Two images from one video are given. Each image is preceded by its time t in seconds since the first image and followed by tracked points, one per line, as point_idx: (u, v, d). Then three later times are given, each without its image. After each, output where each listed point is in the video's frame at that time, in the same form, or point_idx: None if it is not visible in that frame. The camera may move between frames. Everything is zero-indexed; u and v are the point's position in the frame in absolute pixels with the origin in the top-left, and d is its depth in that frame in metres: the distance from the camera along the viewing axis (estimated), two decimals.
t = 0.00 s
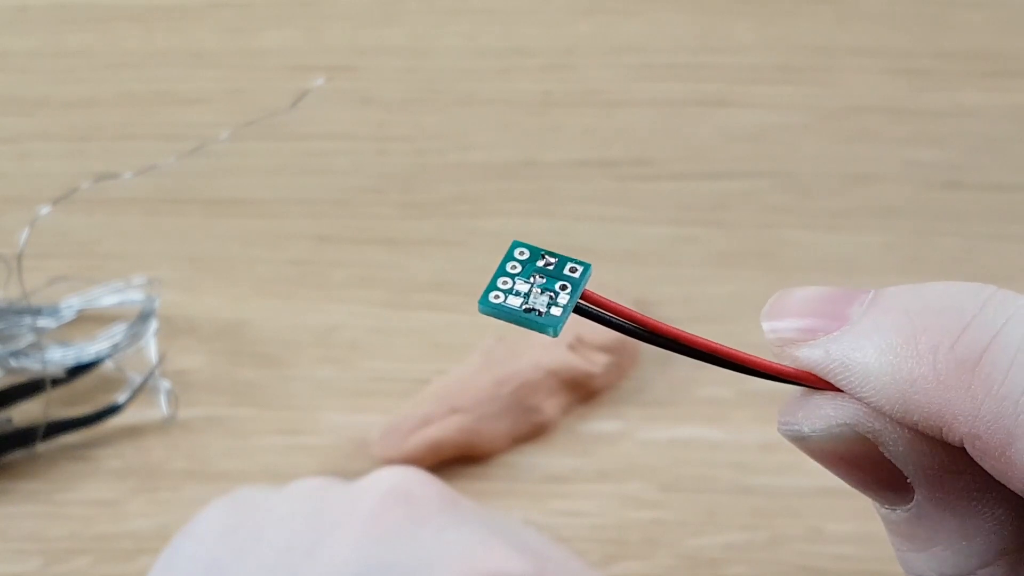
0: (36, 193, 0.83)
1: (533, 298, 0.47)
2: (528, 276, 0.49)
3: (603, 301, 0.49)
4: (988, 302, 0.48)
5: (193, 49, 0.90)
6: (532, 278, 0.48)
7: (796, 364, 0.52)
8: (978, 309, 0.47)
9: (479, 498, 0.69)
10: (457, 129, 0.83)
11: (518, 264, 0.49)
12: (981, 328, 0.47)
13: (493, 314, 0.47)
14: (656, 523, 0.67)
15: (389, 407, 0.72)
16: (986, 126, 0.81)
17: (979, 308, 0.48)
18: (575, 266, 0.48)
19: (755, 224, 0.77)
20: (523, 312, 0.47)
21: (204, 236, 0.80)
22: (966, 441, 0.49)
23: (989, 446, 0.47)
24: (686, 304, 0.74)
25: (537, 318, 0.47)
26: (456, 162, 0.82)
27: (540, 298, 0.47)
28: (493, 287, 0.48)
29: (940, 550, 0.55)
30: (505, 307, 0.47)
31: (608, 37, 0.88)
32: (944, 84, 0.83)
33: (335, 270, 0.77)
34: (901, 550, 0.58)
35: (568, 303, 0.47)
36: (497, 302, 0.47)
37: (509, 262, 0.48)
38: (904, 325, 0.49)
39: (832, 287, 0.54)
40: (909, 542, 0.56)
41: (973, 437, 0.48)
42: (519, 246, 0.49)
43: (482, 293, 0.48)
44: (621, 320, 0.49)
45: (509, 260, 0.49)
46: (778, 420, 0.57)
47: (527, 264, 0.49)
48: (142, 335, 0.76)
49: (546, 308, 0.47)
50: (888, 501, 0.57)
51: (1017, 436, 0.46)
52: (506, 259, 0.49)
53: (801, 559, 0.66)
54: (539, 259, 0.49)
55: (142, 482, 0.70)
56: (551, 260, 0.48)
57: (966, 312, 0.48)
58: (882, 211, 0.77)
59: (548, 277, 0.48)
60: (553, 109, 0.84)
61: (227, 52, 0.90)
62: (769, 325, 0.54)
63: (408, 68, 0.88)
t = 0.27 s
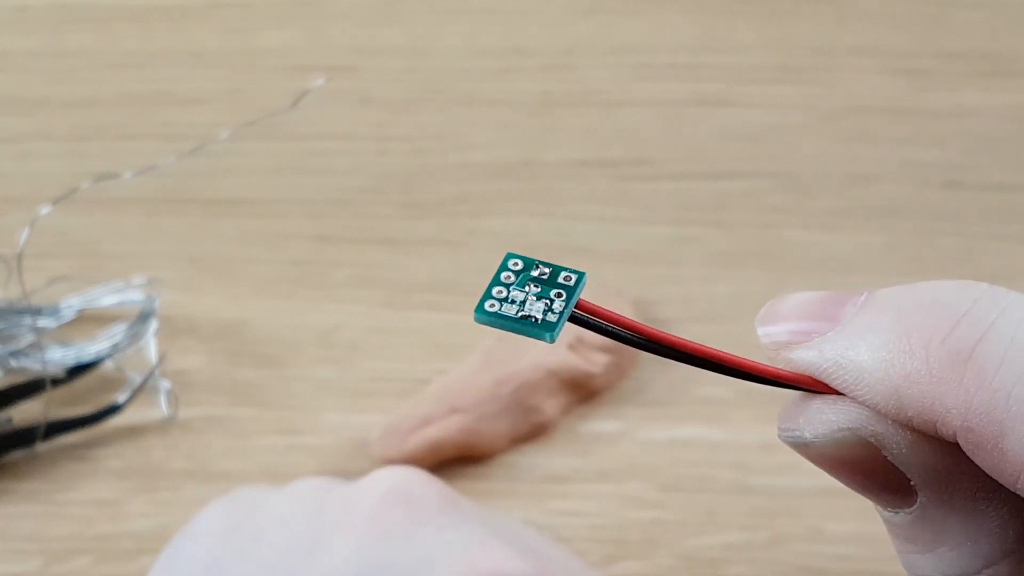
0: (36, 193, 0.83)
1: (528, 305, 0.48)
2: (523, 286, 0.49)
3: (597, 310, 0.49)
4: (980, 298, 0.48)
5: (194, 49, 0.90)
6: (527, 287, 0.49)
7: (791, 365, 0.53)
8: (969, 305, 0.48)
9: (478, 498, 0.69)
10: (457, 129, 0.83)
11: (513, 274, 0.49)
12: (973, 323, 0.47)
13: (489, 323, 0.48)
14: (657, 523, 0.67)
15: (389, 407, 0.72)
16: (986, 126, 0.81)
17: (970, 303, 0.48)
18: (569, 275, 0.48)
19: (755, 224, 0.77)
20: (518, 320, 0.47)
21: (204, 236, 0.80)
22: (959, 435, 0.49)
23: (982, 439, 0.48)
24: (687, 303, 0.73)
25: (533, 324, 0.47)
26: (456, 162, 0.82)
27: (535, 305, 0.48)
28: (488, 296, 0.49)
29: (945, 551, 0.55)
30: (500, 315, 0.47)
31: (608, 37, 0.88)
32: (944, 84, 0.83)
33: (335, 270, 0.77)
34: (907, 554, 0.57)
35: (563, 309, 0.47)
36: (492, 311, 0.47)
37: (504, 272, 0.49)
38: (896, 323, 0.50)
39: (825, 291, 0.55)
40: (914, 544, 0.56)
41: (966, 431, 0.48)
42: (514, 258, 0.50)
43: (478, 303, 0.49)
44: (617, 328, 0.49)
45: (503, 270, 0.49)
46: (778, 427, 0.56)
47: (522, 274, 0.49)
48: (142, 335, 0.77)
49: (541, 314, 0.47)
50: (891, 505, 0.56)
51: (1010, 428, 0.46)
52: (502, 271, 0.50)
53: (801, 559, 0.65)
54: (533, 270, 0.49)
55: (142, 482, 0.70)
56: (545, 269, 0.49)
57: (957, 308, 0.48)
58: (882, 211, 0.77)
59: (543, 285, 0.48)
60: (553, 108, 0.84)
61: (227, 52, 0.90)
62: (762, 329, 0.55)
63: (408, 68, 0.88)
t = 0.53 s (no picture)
0: (36, 193, 0.83)
1: (526, 311, 0.47)
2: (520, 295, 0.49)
3: (593, 319, 0.48)
4: (975, 297, 0.48)
5: (194, 49, 0.90)
6: (524, 295, 0.49)
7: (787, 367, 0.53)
8: (964, 303, 0.48)
9: (478, 498, 0.69)
10: (457, 129, 0.83)
11: (509, 283, 0.49)
12: (968, 321, 0.47)
13: (488, 330, 0.48)
14: (657, 523, 0.67)
15: (389, 407, 0.72)
16: (987, 126, 0.81)
17: (966, 302, 0.48)
18: (566, 283, 0.48)
19: (755, 224, 0.77)
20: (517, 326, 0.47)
21: (204, 236, 0.80)
22: (955, 433, 0.48)
23: (976, 435, 0.47)
24: (687, 303, 0.73)
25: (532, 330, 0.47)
26: (456, 162, 0.82)
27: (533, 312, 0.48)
28: (486, 304, 0.48)
29: (950, 554, 0.53)
30: (498, 322, 0.47)
31: (607, 37, 0.88)
32: (943, 84, 0.83)
33: (335, 270, 0.77)
34: (913, 559, 0.56)
35: (561, 314, 0.47)
36: (491, 318, 0.47)
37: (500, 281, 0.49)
38: (891, 323, 0.50)
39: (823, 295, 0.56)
40: (921, 549, 0.55)
41: (960, 427, 0.47)
42: (508, 269, 0.50)
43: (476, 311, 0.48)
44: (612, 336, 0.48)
45: (500, 281, 0.50)
46: (780, 435, 0.55)
47: (519, 283, 0.49)
48: (142, 335, 0.76)
49: (540, 320, 0.47)
50: (895, 509, 0.55)
51: (1003, 424, 0.46)
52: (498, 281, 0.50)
53: (801, 560, 0.65)
54: (530, 279, 0.49)
55: (142, 482, 0.70)
56: (541, 277, 0.49)
57: (951, 308, 0.48)
58: (882, 211, 0.77)
59: (540, 293, 0.48)
60: (553, 108, 0.84)
61: (227, 52, 0.90)
62: (761, 334, 0.56)
63: (408, 68, 0.88)
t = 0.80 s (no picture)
0: (36, 193, 0.83)
1: (526, 315, 0.47)
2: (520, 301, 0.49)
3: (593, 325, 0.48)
4: (973, 295, 0.47)
5: (195, 50, 0.90)
6: (524, 301, 0.48)
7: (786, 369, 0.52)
8: (961, 301, 0.47)
9: (478, 499, 0.69)
10: (457, 130, 0.84)
11: (508, 291, 0.49)
12: (965, 318, 0.46)
13: (488, 335, 0.47)
14: (657, 522, 0.67)
15: (389, 407, 0.72)
16: (987, 126, 0.81)
17: (963, 300, 0.47)
18: (564, 290, 0.48)
19: (755, 224, 0.77)
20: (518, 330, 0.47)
21: (204, 236, 0.80)
22: (952, 430, 0.47)
23: (973, 432, 0.46)
24: (687, 303, 0.73)
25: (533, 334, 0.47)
26: (456, 162, 0.82)
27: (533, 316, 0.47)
28: (486, 310, 0.48)
29: (957, 554, 0.52)
30: (499, 327, 0.47)
31: (607, 37, 0.88)
32: (943, 84, 0.83)
33: (335, 270, 0.77)
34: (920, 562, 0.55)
35: (561, 317, 0.47)
36: (491, 322, 0.47)
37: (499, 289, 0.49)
38: (889, 323, 0.49)
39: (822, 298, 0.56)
40: (927, 551, 0.53)
41: (957, 425, 0.46)
42: (507, 279, 0.50)
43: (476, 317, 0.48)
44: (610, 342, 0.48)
45: (499, 289, 0.49)
46: (784, 438, 0.55)
47: (518, 290, 0.49)
48: (142, 335, 0.76)
49: (540, 323, 0.47)
50: (901, 511, 0.54)
51: (1000, 421, 0.44)
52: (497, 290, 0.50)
53: (802, 560, 0.65)
54: (528, 287, 0.49)
55: (142, 482, 0.70)
56: (540, 285, 0.49)
57: (947, 307, 0.47)
58: (882, 211, 0.77)
59: (539, 298, 0.48)
60: (553, 108, 0.84)
61: (227, 52, 0.90)
62: (759, 338, 0.56)
63: (408, 68, 0.88)
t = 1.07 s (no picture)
0: (36, 193, 0.83)
1: (531, 299, 0.47)
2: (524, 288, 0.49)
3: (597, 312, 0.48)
4: (973, 274, 0.47)
5: (195, 50, 0.90)
6: (528, 287, 0.48)
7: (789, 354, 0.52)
8: (962, 280, 0.47)
9: (478, 499, 0.69)
10: (457, 130, 0.83)
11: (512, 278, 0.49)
12: (966, 296, 0.47)
13: (492, 319, 0.47)
14: (657, 523, 0.67)
15: (389, 407, 0.72)
16: (986, 126, 0.81)
17: (963, 279, 0.47)
18: (568, 276, 0.48)
19: (755, 224, 0.77)
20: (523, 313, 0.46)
21: (205, 236, 0.80)
22: (956, 405, 0.46)
23: (977, 406, 0.45)
24: (687, 302, 0.73)
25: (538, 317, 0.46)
26: (456, 162, 0.82)
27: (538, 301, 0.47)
28: (490, 295, 0.48)
29: (965, 532, 0.52)
30: (504, 311, 0.46)
31: (607, 37, 0.88)
32: (943, 85, 0.83)
33: (335, 270, 0.77)
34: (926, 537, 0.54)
35: (566, 301, 0.46)
36: (496, 306, 0.47)
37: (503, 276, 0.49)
38: (890, 306, 0.49)
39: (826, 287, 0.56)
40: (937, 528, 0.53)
41: (960, 399, 0.46)
42: (510, 268, 0.50)
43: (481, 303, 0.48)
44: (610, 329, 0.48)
45: (503, 276, 0.49)
46: (791, 423, 0.53)
47: (521, 277, 0.49)
48: (142, 335, 0.76)
49: (545, 306, 0.46)
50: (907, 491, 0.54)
51: (1003, 393, 0.44)
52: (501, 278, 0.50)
53: (802, 560, 0.65)
54: (532, 274, 0.49)
55: (142, 482, 0.70)
56: (543, 272, 0.49)
57: (948, 288, 0.48)
58: (882, 211, 0.77)
59: (543, 284, 0.48)
60: (553, 108, 0.84)
61: (227, 52, 0.90)
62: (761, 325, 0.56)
63: (407, 68, 0.88)
